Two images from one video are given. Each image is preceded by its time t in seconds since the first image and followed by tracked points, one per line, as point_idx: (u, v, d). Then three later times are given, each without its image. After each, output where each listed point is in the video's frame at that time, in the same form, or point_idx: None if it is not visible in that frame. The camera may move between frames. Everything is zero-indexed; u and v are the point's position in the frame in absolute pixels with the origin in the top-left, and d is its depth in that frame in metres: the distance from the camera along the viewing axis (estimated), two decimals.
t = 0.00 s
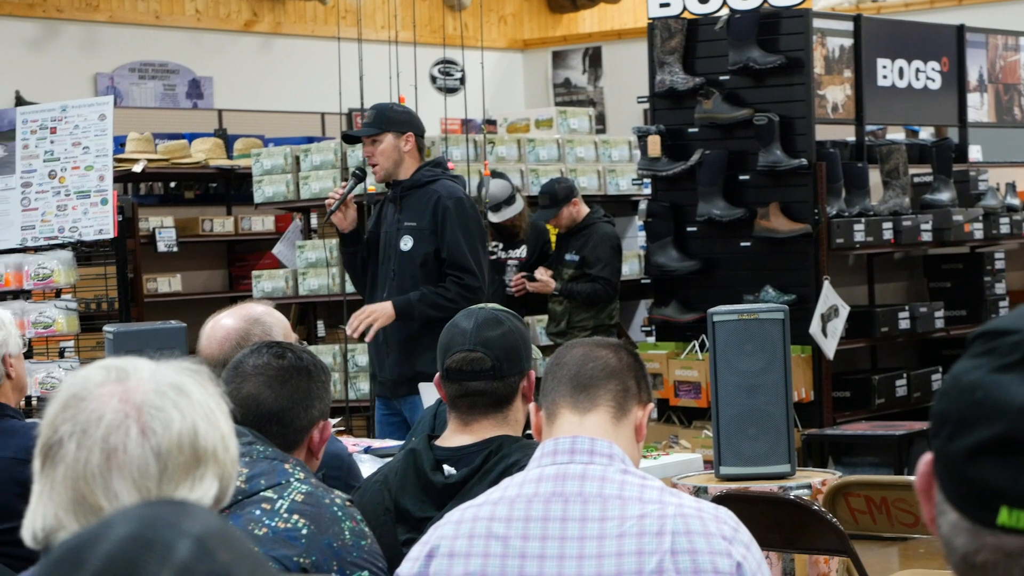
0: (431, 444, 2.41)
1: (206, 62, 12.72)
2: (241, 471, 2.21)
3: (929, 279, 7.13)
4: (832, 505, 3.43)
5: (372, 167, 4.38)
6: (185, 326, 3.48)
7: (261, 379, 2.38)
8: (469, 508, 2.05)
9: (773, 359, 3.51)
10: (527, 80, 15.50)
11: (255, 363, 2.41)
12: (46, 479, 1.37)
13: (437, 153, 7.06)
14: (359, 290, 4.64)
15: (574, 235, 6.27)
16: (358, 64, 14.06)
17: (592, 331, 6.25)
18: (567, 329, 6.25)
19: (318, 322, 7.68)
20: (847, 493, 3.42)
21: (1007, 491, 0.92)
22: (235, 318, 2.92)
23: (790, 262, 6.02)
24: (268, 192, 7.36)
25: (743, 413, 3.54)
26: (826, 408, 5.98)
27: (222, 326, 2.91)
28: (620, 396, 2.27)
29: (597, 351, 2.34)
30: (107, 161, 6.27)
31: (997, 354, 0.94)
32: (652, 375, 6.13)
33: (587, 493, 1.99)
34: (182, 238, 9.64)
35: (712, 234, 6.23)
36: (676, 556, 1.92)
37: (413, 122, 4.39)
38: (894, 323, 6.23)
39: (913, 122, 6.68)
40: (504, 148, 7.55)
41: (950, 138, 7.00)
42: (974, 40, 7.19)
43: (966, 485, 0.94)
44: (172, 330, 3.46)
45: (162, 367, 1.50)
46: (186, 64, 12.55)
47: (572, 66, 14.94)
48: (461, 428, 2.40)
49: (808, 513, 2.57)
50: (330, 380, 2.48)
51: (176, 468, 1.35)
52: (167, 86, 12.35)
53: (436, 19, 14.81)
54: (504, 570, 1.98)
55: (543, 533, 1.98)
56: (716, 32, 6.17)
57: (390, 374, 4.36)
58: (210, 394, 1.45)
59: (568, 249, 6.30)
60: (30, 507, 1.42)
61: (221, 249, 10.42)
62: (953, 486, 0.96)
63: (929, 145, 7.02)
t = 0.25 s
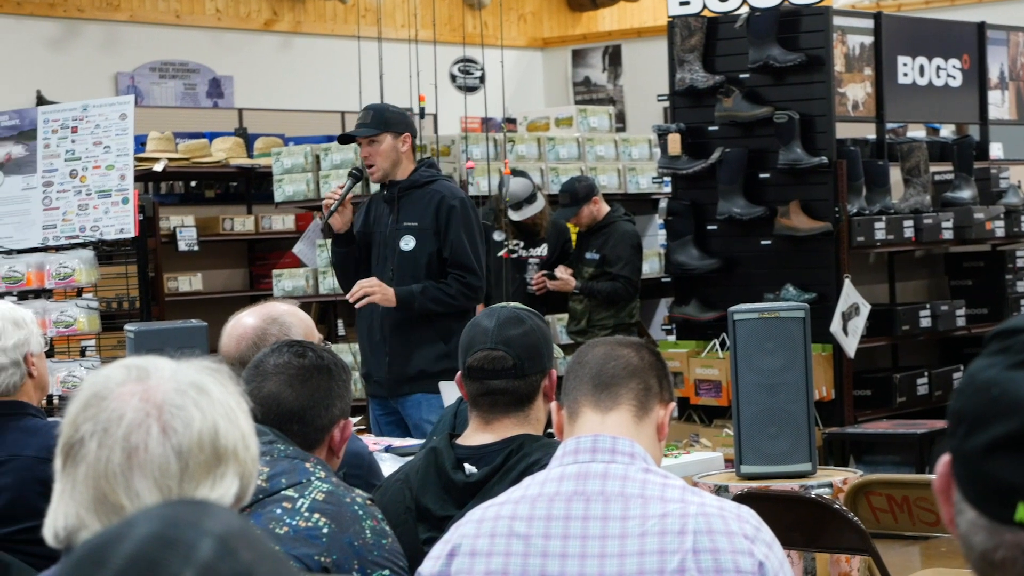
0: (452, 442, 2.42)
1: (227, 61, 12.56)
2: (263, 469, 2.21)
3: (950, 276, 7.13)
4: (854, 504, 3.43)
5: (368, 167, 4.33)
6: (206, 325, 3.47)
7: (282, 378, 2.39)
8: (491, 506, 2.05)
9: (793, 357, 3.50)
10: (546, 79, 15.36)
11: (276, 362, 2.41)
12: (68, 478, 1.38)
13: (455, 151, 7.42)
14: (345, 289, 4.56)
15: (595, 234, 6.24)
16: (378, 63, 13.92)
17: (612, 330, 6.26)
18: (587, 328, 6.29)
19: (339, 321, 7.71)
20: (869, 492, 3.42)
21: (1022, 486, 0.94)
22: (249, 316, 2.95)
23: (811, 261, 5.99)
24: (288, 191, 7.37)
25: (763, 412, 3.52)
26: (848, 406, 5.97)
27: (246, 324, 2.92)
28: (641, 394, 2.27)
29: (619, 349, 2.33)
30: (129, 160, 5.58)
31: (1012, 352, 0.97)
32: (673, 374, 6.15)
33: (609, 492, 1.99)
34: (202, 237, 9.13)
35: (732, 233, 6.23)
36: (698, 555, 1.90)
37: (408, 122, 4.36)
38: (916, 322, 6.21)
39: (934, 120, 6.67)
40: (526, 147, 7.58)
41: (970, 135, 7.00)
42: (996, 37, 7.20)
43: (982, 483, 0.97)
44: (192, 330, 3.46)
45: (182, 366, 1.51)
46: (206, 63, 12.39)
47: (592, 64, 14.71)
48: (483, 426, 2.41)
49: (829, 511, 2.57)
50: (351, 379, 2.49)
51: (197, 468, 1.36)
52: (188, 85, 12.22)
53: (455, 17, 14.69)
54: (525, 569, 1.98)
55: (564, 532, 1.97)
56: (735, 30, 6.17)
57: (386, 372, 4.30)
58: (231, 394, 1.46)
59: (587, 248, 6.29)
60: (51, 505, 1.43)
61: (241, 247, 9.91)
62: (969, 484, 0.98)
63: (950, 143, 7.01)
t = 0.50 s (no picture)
0: (474, 445, 2.41)
1: (249, 63, 12.49)
2: (285, 471, 2.21)
3: (973, 278, 7.14)
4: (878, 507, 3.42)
5: (377, 168, 4.29)
6: (229, 328, 3.49)
7: (305, 380, 2.39)
8: (513, 509, 2.04)
9: (815, 360, 3.49)
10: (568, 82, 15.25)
11: (298, 364, 2.41)
12: (90, 482, 1.38)
13: (478, 153, 7.34)
14: (340, 290, 4.48)
15: (617, 236, 6.27)
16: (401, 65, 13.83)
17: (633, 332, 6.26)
18: (609, 330, 6.28)
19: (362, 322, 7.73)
20: (893, 494, 3.42)
21: None
22: (274, 317, 2.95)
23: (833, 263, 5.97)
24: (310, 193, 7.39)
25: (785, 415, 3.52)
26: (871, 409, 5.94)
27: (270, 326, 2.92)
28: (665, 397, 2.26)
29: (642, 352, 2.33)
30: (153, 163, 5.07)
31: None
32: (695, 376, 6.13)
33: (632, 494, 1.98)
34: (225, 242, 8.79)
35: (754, 235, 6.23)
36: (721, 558, 1.90)
37: (415, 125, 4.36)
38: (938, 324, 6.20)
39: (957, 122, 6.64)
40: (548, 148, 7.61)
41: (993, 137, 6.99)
42: (1020, 39, 7.23)
43: (1006, 487, 0.98)
44: (215, 332, 3.47)
45: (200, 369, 1.51)
46: (230, 66, 12.31)
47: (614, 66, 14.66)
48: (505, 429, 2.41)
49: (853, 515, 2.57)
50: (372, 382, 2.49)
51: (219, 469, 1.36)
52: (212, 88, 12.11)
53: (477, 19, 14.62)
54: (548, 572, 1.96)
55: (587, 534, 1.96)
56: (758, 32, 6.15)
57: (394, 375, 4.28)
58: (250, 395, 1.47)
59: (610, 249, 6.30)
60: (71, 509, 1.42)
61: (263, 248, 9.50)
62: (993, 490, 0.99)
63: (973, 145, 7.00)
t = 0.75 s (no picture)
0: (501, 450, 2.41)
1: (276, 68, 12.41)
2: (312, 476, 2.21)
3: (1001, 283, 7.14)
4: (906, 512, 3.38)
5: (395, 172, 4.28)
6: (255, 332, 3.51)
7: (332, 385, 2.39)
8: (540, 514, 2.03)
9: (842, 364, 3.50)
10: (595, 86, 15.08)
11: (326, 368, 2.42)
12: (117, 486, 1.38)
13: (504, 158, 7.31)
14: (356, 295, 4.46)
15: (644, 240, 6.27)
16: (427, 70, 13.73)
17: (660, 337, 6.27)
18: (636, 335, 6.31)
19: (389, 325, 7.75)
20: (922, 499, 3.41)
21: None
22: (295, 321, 2.94)
23: (861, 267, 5.96)
24: (336, 198, 7.40)
25: (814, 420, 3.54)
26: (898, 414, 5.91)
27: (301, 328, 2.89)
28: (691, 401, 2.23)
29: (667, 357, 2.31)
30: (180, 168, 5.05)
31: None
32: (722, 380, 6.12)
33: (659, 499, 1.97)
34: (251, 245, 8.85)
35: (781, 239, 6.22)
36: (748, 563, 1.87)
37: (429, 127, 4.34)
38: (966, 329, 6.18)
39: (985, 126, 6.61)
40: (573, 153, 7.66)
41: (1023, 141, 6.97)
42: None
43: None
44: (242, 337, 3.48)
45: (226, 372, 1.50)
46: (256, 70, 12.24)
47: (640, 71, 14.43)
48: (532, 433, 2.42)
49: (881, 520, 2.56)
50: (400, 386, 2.50)
51: (247, 472, 1.37)
52: (238, 93, 12.05)
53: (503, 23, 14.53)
54: None
55: (614, 539, 1.95)
56: (785, 36, 6.15)
57: (417, 377, 4.28)
58: (276, 400, 1.46)
59: (637, 253, 6.30)
60: (100, 513, 1.43)
61: (290, 253, 9.41)
62: None
63: (1002, 149, 6.98)
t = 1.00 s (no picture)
0: (528, 450, 2.42)
1: (304, 68, 12.36)
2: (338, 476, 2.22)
3: None
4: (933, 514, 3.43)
5: (416, 174, 4.25)
6: (282, 332, 3.51)
7: (359, 384, 2.39)
8: (568, 514, 2.01)
9: (870, 366, 3.49)
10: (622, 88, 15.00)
11: (353, 368, 2.42)
12: (146, 483, 1.40)
13: (531, 159, 7.30)
14: (377, 297, 4.47)
15: (671, 241, 6.27)
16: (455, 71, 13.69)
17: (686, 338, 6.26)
18: (663, 335, 6.32)
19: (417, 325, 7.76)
20: (949, 502, 3.43)
21: None
22: (322, 321, 2.95)
23: (889, 269, 5.95)
24: (363, 198, 7.41)
25: (840, 422, 3.50)
26: (925, 415, 5.89)
27: (327, 329, 2.90)
28: (718, 401, 2.15)
29: (694, 358, 2.23)
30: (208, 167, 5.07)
31: None
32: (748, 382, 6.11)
33: (686, 500, 1.94)
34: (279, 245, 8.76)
35: (809, 240, 6.21)
36: (776, 564, 1.85)
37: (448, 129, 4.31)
38: (994, 331, 6.16)
39: (1015, 128, 6.59)
40: (601, 154, 7.67)
41: None
42: None
43: None
44: (269, 336, 3.48)
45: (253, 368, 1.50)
46: (284, 70, 12.19)
47: (668, 72, 14.43)
48: (559, 434, 2.42)
49: (908, 522, 2.57)
50: (428, 386, 2.50)
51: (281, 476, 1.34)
52: (265, 92, 12.01)
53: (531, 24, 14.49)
54: None
55: (641, 540, 1.93)
56: (814, 37, 6.15)
57: (441, 379, 4.31)
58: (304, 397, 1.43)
59: (663, 254, 6.31)
60: (131, 498, 1.45)
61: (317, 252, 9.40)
62: None
63: None
